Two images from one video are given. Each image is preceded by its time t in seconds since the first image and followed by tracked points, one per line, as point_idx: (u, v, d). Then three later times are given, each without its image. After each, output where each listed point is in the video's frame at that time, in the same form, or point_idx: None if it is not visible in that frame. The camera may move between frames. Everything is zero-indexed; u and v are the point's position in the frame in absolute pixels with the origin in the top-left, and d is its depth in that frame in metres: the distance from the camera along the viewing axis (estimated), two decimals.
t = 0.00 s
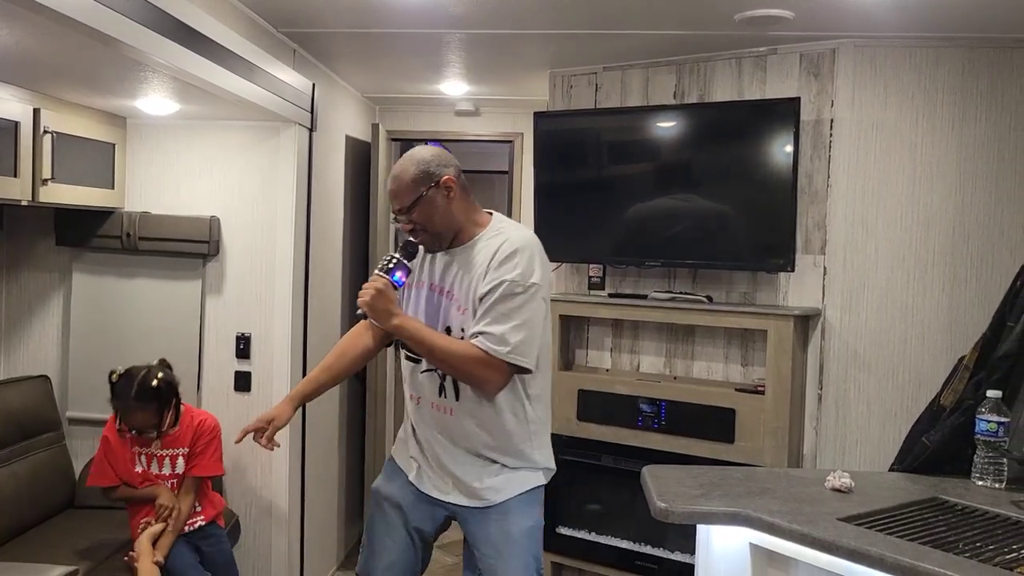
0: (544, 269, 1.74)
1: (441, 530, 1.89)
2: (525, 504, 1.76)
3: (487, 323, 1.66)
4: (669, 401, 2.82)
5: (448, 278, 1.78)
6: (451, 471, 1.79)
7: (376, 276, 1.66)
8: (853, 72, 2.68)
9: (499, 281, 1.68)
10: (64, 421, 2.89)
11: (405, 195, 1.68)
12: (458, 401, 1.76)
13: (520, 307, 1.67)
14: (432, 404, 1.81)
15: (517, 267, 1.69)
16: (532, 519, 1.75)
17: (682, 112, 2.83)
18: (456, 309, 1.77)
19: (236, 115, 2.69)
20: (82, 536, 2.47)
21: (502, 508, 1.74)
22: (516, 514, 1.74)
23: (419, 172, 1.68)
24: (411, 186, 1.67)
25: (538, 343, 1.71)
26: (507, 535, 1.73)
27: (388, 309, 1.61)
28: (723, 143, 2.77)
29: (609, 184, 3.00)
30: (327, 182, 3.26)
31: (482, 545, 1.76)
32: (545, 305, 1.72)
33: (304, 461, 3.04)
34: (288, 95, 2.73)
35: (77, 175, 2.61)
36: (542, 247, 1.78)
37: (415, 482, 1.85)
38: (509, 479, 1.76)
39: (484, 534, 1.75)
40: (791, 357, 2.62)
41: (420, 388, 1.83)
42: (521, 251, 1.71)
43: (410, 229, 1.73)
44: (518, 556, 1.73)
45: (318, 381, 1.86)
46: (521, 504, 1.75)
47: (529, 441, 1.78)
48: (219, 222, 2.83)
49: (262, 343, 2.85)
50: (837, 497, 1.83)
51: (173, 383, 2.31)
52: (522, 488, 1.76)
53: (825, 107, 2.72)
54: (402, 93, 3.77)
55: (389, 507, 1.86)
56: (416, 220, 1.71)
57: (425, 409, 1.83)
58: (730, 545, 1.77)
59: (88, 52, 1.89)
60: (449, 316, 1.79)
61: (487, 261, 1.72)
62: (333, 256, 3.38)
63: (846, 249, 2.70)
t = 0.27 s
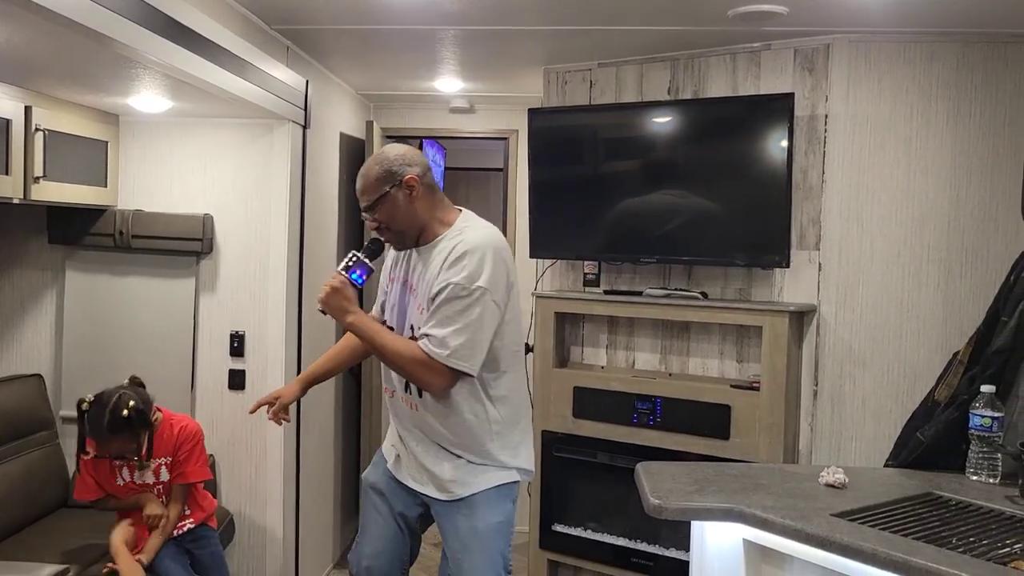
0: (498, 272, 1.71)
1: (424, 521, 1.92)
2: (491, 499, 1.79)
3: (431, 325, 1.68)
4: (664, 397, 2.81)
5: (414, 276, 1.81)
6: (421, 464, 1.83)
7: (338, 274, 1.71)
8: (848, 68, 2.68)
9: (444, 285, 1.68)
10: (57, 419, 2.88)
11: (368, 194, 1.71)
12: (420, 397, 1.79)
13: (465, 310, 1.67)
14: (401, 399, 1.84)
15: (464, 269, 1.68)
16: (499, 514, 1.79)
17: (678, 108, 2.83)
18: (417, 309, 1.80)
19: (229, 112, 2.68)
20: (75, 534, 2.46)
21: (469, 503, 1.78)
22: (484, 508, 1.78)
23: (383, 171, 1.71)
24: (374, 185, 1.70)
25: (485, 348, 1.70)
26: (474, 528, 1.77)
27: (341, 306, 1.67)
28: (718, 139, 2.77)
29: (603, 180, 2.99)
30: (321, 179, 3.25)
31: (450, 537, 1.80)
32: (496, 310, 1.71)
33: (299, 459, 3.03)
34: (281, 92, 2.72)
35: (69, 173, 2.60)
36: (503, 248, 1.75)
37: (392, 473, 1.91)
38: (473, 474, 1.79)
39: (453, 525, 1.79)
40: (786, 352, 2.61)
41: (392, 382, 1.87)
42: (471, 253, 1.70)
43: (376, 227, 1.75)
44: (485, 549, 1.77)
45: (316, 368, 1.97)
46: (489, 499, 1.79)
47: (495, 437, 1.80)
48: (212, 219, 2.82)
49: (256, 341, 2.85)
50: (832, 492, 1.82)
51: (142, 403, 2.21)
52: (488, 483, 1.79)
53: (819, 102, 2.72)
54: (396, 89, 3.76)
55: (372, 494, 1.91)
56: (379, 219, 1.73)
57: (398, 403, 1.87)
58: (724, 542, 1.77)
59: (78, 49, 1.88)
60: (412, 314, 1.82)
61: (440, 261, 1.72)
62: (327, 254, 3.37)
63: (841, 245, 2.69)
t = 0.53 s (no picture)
0: (450, 276, 1.77)
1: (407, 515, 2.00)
2: (463, 498, 1.86)
3: (385, 328, 1.77)
4: (658, 395, 2.81)
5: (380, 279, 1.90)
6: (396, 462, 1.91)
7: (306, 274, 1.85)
8: (840, 63, 2.67)
9: (396, 288, 1.77)
10: (49, 423, 2.87)
11: (333, 198, 1.83)
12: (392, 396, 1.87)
13: (413, 313, 1.74)
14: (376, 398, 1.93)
15: (415, 273, 1.75)
16: (471, 512, 1.87)
17: (670, 105, 2.82)
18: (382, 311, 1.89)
19: (219, 112, 2.67)
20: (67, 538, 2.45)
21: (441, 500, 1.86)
22: (457, 505, 1.86)
23: (347, 174, 1.82)
24: (339, 186, 1.82)
25: (436, 352, 1.76)
26: (446, 526, 1.85)
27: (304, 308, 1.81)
28: (711, 136, 2.76)
29: (596, 178, 2.98)
30: (313, 179, 3.24)
31: (424, 533, 1.88)
32: (447, 314, 1.76)
33: (293, 460, 3.02)
34: (271, 92, 2.71)
35: (58, 174, 2.58)
36: (459, 253, 1.80)
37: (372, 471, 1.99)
38: (445, 474, 1.85)
39: (428, 522, 1.87)
40: (779, 349, 2.61)
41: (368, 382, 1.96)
42: (423, 257, 1.76)
43: (344, 229, 1.87)
44: (457, 544, 1.86)
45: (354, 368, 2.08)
46: (460, 498, 1.86)
47: (465, 438, 1.86)
48: (203, 220, 2.81)
49: (248, 342, 2.83)
50: (824, 489, 1.82)
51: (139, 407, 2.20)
52: (459, 483, 1.86)
53: (811, 98, 2.71)
54: (389, 89, 3.75)
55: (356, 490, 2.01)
56: (344, 222, 1.85)
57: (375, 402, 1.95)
58: (716, 540, 1.76)
59: (64, 49, 1.87)
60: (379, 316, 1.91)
61: (397, 265, 1.81)
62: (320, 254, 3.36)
63: (834, 241, 2.68)
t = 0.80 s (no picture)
0: (410, 275, 1.76)
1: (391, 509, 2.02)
2: (437, 495, 1.86)
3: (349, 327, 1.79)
4: (650, 394, 2.79)
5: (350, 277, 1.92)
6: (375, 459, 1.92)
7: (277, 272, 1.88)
8: (830, 58, 2.66)
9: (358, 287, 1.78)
10: (38, 425, 2.85)
11: (304, 195, 1.86)
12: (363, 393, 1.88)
13: (373, 314, 1.75)
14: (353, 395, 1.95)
15: (375, 272, 1.76)
16: (446, 510, 1.87)
17: (662, 103, 2.81)
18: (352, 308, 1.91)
19: (207, 111, 2.65)
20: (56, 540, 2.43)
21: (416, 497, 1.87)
22: (432, 503, 1.86)
23: (318, 172, 1.85)
24: (310, 183, 1.85)
25: (398, 353, 1.76)
26: (422, 523, 1.87)
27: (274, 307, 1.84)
28: (702, 133, 2.75)
29: (587, 176, 2.97)
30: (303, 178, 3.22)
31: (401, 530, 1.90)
32: (408, 314, 1.76)
33: (284, 460, 3.01)
34: (260, 91, 2.70)
35: (45, 175, 2.56)
36: (421, 252, 1.79)
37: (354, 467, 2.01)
38: (420, 472, 1.86)
39: (405, 520, 1.88)
40: (771, 347, 2.60)
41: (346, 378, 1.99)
42: (384, 257, 1.77)
43: (314, 226, 1.90)
44: (433, 542, 1.87)
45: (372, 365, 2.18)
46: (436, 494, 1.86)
47: (437, 434, 1.86)
48: (192, 220, 2.80)
49: (238, 342, 2.82)
50: (814, 486, 1.81)
51: (131, 384, 2.15)
52: (434, 480, 1.86)
53: (802, 94, 2.70)
54: (380, 87, 3.74)
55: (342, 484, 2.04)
56: (314, 218, 1.88)
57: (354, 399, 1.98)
58: (705, 538, 1.75)
59: (47, 48, 1.85)
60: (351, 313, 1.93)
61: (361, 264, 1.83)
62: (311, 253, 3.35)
63: (825, 238, 2.67)
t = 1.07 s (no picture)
0: (388, 263, 1.77)
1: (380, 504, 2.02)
2: (421, 485, 1.88)
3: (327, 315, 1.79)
4: (644, 393, 2.79)
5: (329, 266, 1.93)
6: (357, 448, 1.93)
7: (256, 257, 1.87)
8: (822, 57, 2.65)
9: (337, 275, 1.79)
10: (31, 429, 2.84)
11: (285, 182, 1.85)
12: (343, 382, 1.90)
13: (352, 301, 1.76)
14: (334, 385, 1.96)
15: (354, 260, 1.78)
16: (431, 499, 1.89)
17: (656, 102, 2.80)
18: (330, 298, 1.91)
19: (198, 112, 2.65)
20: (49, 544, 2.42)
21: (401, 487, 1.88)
22: (416, 493, 1.88)
23: (301, 160, 1.84)
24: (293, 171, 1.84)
25: (376, 341, 1.77)
26: (409, 513, 1.88)
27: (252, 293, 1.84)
28: (696, 132, 2.74)
29: (581, 176, 2.97)
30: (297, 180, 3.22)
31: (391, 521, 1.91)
32: (386, 301, 1.77)
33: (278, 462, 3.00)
34: (251, 92, 2.69)
35: (36, 178, 2.55)
36: (400, 241, 1.81)
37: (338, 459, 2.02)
38: (404, 461, 1.87)
39: (390, 510, 1.91)
40: (765, 347, 2.59)
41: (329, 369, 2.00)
42: (362, 246, 1.79)
43: (294, 213, 1.89)
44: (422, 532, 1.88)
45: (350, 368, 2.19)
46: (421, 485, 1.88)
47: (417, 421, 1.88)
48: (184, 222, 2.79)
49: (232, 344, 2.82)
50: (806, 486, 1.80)
51: (118, 360, 2.26)
52: (418, 469, 1.87)
53: (794, 93, 2.69)
54: (373, 88, 3.73)
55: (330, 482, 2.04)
56: (295, 206, 1.88)
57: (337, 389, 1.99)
58: (697, 539, 1.74)
59: (35, 50, 1.84)
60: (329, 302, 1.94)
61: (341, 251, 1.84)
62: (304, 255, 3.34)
63: (819, 237, 2.67)
